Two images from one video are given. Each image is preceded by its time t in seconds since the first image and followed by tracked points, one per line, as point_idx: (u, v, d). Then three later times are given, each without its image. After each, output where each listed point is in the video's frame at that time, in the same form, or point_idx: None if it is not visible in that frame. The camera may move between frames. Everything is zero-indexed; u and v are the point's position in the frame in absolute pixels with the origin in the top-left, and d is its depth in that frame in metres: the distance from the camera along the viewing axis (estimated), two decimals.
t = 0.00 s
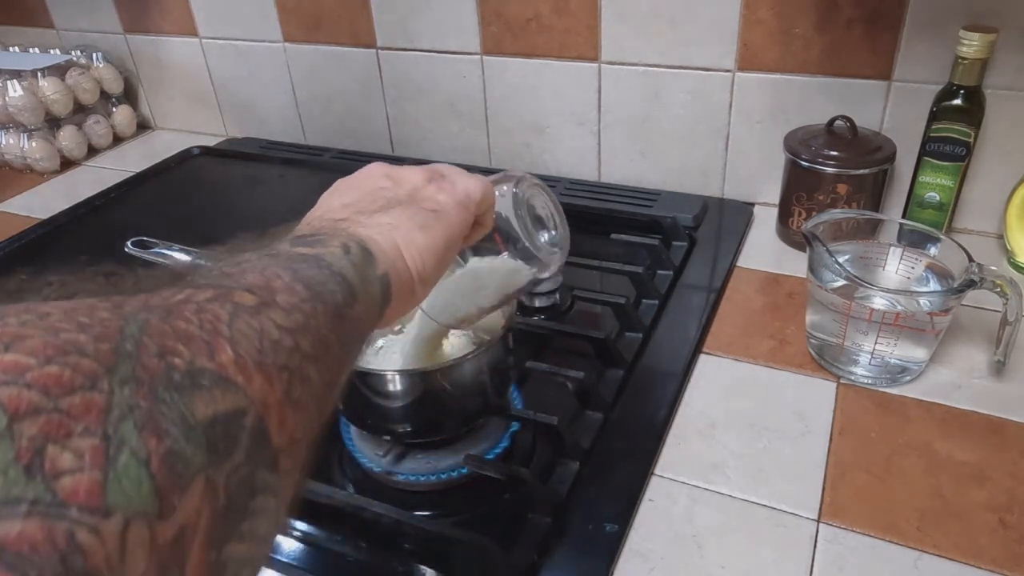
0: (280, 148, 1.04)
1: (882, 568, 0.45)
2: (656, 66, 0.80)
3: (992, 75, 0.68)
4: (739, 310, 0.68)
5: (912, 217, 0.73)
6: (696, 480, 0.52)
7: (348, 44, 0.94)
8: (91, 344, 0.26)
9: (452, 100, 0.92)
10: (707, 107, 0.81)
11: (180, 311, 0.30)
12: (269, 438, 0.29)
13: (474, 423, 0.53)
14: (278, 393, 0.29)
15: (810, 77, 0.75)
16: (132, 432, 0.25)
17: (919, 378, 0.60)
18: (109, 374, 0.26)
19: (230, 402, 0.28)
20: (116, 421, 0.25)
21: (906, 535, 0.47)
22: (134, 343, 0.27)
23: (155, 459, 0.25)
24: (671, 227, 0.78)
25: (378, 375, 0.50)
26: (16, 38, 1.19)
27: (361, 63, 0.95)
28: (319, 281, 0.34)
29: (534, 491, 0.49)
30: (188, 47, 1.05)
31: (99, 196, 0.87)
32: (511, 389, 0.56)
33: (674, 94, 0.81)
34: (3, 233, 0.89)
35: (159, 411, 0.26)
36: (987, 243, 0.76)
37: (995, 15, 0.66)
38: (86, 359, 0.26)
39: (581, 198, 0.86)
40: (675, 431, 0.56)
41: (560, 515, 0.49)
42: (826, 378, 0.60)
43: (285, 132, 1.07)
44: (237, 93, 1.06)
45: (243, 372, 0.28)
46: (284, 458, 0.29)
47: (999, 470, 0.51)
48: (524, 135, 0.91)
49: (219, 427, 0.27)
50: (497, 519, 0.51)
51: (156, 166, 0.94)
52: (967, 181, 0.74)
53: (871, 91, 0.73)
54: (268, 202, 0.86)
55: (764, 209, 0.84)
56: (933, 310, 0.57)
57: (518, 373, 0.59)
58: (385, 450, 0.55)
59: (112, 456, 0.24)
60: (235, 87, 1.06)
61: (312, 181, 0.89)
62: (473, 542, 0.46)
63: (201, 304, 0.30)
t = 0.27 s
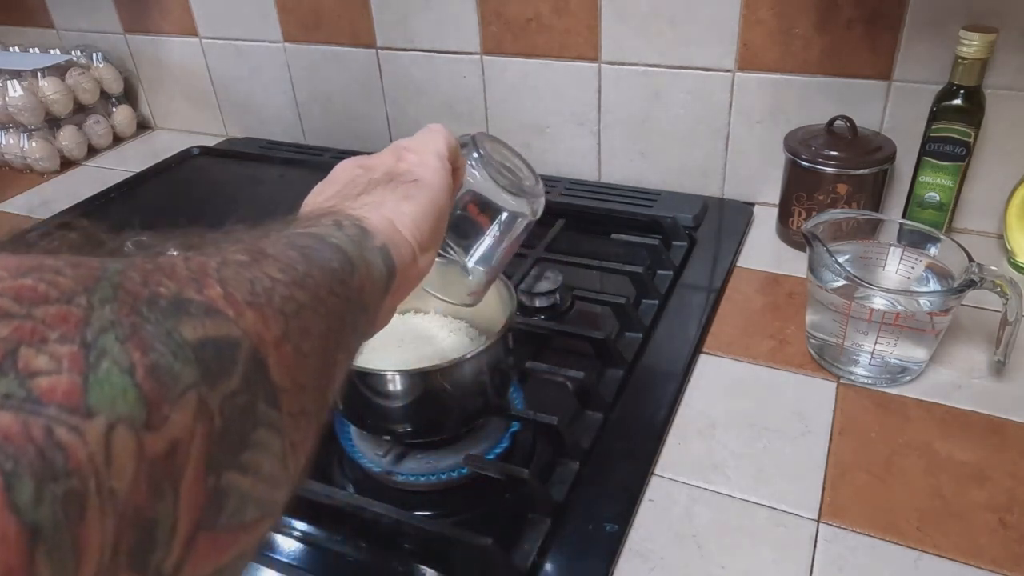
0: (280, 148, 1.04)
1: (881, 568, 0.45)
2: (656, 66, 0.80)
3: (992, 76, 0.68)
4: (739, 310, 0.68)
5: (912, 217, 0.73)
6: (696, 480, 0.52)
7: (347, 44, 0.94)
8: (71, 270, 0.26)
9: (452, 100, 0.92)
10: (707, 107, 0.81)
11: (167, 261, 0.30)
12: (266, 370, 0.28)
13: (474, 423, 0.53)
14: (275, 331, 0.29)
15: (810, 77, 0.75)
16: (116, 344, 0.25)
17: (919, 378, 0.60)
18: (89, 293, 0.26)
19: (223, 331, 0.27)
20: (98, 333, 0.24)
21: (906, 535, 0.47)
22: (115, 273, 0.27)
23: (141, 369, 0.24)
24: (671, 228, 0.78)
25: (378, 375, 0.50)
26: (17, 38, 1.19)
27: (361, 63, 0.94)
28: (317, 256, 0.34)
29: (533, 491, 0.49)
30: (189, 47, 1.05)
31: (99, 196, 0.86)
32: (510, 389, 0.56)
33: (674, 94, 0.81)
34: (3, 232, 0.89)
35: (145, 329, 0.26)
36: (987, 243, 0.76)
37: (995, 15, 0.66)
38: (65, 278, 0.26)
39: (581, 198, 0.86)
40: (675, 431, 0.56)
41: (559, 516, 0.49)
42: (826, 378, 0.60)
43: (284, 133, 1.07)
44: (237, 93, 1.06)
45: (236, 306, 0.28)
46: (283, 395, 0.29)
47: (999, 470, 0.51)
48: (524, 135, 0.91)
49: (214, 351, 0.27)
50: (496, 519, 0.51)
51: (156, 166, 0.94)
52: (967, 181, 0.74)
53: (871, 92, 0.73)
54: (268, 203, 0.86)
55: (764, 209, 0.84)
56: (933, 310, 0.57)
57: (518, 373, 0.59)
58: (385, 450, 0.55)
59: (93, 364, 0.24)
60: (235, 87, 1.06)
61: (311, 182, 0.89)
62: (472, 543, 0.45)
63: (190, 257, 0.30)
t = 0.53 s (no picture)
0: (280, 148, 1.04)
1: (882, 568, 0.45)
2: (656, 66, 0.80)
3: (992, 76, 0.68)
4: (739, 310, 0.68)
5: (912, 217, 0.73)
6: (696, 480, 0.52)
7: (347, 44, 0.94)
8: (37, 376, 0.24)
9: (452, 99, 0.92)
10: (707, 107, 0.81)
11: (154, 325, 0.28)
12: (245, 469, 0.27)
13: (474, 423, 0.53)
14: (258, 419, 0.28)
15: (810, 77, 0.75)
16: (73, 480, 0.23)
17: (920, 378, 0.60)
18: (52, 415, 0.24)
19: (199, 434, 0.26)
20: (56, 468, 0.23)
21: (906, 535, 0.47)
22: (90, 371, 0.25)
23: (99, 510, 0.23)
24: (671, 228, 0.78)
25: (378, 375, 0.50)
26: (17, 38, 1.19)
27: (361, 63, 0.94)
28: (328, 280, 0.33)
29: (533, 491, 0.49)
30: (189, 47, 1.05)
31: (99, 196, 0.86)
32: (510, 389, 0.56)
33: (674, 94, 0.81)
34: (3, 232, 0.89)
35: (109, 455, 0.24)
36: (986, 243, 0.76)
37: (995, 15, 0.66)
38: (28, 397, 0.24)
39: (581, 198, 0.86)
40: (675, 432, 0.56)
41: (559, 515, 0.49)
42: (826, 378, 0.60)
43: (284, 133, 1.07)
44: (237, 93, 1.06)
45: (217, 400, 0.27)
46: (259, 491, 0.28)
47: (999, 471, 0.51)
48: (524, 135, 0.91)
49: (185, 465, 0.25)
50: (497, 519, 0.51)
51: (155, 166, 0.94)
52: (967, 181, 0.74)
53: (871, 92, 0.73)
54: (268, 202, 0.86)
55: (764, 209, 0.84)
56: (933, 310, 0.57)
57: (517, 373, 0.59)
58: (386, 450, 0.55)
59: (46, 511, 0.22)
60: (235, 87, 1.06)
61: (311, 182, 0.89)
62: (473, 544, 0.46)
63: (180, 317, 0.28)
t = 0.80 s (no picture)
0: (280, 148, 1.04)
1: (881, 568, 0.46)
2: (656, 66, 0.80)
3: (992, 76, 0.68)
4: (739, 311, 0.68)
5: (912, 217, 0.73)
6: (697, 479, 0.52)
7: (348, 44, 0.94)
8: None
9: (451, 100, 0.92)
10: (707, 107, 0.81)
11: None
12: None
13: (474, 424, 0.53)
14: None
15: (810, 77, 0.75)
16: None
17: (920, 378, 0.60)
18: None
19: None
20: None
21: (906, 535, 0.47)
22: None
23: None
24: (671, 228, 0.78)
25: (379, 374, 0.50)
26: (17, 38, 1.19)
27: (360, 63, 0.94)
28: (542, 530, 0.46)
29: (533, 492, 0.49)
30: (189, 47, 1.05)
31: (99, 196, 0.86)
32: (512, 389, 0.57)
33: (674, 94, 0.81)
34: (3, 232, 0.89)
35: None
36: (987, 243, 0.76)
37: (995, 15, 0.66)
38: None
39: (581, 198, 0.85)
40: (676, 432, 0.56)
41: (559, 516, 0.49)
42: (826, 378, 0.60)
43: (284, 133, 1.07)
44: (237, 93, 1.06)
45: None
46: None
47: (999, 470, 0.52)
48: (524, 135, 0.91)
49: None
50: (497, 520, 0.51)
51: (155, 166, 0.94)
52: (967, 181, 0.74)
53: (871, 91, 0.73)
54: (268, 202, 0.86)
55: (764, 209, 0.84)
56: (933, 310, 0.57)
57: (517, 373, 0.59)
58: (385, 449, 0.55)
59: None
60: (235, 87, 1.06)
61: (312, 182, 0.89)
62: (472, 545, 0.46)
63: None
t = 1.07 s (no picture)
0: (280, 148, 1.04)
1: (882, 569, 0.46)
2: (656, 66, 0.80)
3: (991, 76, 0.68)
4: (739, 311, 0.68)
5: (913, 217, 0.73)
6: (696, 479, 0.52)
7: (348, 44, 0.94)
8: None
9: (452, 100, 0.92)
10: (707, 107, 0.81)
11: None
12: None
13: (475, 424, 0.53)
14: None
15: (810, 77, 0.75)
16: None
17: (919, 378, 0.60)
18: None
19: None
20: None
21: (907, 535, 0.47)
22: None
23: None
24: (671, 228, 0.78)
25: (379, 374, 0.49)
26: (17, 38, 1.19)
27: (360, 63, 0.94)
28: None
29: (534, 492, 0.49)
30: (189, 47, 1.05)
31: (99, 196, 0.86)
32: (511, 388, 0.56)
33: (674, 94, 0.81)
34: (3, 232, 0.89)
35: None
36: (987, 243, 0.76)
37: (995, 15, 0.66)
38: None
39: (581, 198, 0.85)
40: (675, 432, 0.56)
41: (559, 516, 0.49)
42: (826, 378, 0.60)
43: (284, 133, 1.07)
44: (237, 93, 1.06)
45: None
46: None
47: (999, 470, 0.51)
48: (524, 136, 0.91)
49: None
50: (498, 521, 0.51)
51: (155, 166, 0.94)
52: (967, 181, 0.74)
53: (871, 91, 0.73)
54: (268, 202, 0.86)
55: (764, 209, 0.84)
56: (933, 310, 0.57)
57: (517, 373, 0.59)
58: (385, 449, 0.55)
59: None
60: (235, 87, 1.06)
61: (312, 182, 0.89)
62: (473, 545, 0.46)
63: None
